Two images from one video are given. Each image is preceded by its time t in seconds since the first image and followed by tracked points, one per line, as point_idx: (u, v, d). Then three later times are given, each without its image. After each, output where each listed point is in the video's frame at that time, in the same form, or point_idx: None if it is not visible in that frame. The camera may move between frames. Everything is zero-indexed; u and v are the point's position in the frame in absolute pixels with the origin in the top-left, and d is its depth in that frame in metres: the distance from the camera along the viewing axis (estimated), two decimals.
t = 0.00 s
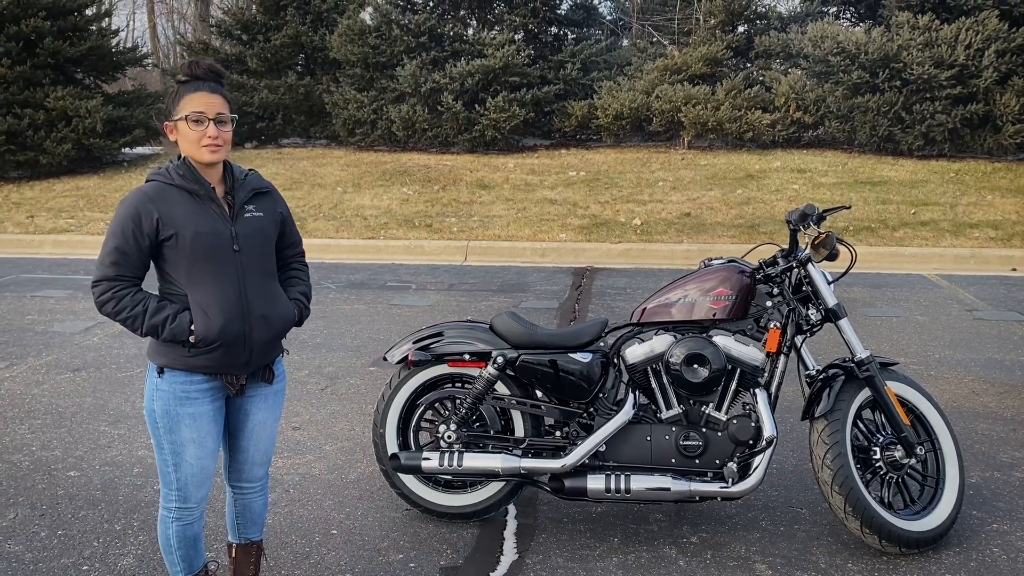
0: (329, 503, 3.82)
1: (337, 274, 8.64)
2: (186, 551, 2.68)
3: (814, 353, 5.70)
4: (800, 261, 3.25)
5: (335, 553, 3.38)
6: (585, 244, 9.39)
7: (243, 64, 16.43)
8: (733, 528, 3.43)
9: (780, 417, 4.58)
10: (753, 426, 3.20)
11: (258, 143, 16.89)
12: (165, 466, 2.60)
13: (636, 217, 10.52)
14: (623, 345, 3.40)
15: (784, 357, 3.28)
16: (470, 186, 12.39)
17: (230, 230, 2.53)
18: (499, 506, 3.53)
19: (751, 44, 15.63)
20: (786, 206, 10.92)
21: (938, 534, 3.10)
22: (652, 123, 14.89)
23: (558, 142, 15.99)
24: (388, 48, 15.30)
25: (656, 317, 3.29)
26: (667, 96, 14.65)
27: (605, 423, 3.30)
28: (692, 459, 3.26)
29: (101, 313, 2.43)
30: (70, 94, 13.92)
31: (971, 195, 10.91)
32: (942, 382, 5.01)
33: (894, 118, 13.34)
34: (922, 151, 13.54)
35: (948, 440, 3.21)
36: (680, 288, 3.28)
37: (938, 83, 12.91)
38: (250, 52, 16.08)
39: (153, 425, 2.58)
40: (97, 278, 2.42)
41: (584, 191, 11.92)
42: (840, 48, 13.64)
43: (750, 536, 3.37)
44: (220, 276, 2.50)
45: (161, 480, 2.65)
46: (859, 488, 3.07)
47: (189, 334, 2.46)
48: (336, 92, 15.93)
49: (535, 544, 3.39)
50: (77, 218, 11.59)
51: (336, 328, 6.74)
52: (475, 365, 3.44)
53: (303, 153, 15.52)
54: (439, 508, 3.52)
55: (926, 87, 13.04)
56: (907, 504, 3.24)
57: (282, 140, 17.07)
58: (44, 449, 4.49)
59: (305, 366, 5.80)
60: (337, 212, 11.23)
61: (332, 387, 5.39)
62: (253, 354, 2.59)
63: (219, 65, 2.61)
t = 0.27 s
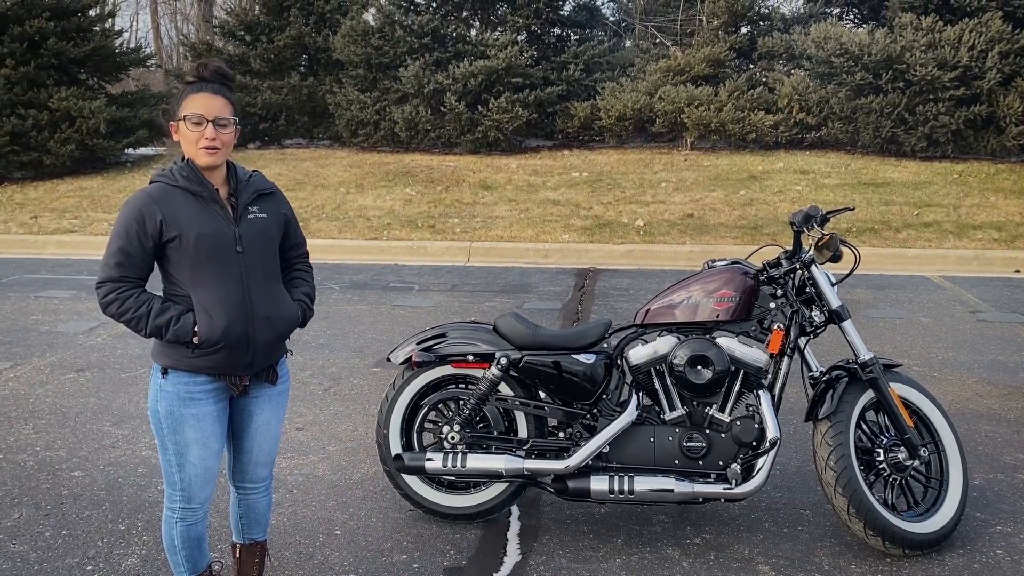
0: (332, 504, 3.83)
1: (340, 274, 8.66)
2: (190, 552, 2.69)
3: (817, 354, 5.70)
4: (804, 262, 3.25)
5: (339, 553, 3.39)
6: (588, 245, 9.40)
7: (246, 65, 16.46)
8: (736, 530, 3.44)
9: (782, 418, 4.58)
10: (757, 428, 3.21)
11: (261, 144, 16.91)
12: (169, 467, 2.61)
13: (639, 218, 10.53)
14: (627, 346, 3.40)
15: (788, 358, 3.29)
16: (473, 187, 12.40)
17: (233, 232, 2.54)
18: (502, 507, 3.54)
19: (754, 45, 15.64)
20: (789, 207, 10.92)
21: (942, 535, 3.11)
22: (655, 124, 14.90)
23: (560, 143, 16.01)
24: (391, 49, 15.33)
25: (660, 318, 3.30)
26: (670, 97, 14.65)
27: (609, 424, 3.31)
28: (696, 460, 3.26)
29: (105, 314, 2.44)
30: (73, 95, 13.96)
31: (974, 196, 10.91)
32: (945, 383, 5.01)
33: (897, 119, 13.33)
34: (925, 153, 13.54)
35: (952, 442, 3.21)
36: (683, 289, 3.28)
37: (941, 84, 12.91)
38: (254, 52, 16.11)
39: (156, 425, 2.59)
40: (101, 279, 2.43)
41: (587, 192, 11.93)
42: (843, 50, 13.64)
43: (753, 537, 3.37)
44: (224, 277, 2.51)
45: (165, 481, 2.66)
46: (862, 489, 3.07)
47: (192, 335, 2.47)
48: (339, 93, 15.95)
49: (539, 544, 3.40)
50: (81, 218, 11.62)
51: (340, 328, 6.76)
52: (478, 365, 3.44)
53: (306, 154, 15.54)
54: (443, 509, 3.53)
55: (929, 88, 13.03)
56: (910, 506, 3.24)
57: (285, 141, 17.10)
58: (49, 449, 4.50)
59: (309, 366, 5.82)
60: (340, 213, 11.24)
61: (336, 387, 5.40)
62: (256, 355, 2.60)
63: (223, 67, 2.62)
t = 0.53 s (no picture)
0: (334, 503, 3.84)
1: (341, 274, 8.67)
2: (192, 551, 2.70)
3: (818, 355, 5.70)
4: (806, 262, 3.26)
5: (341, 553, 3.39)
6: (589, 245, 9.40)
7: (247, 65, 16.46)
8: (738, 529, 3.44)
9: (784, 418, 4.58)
10: (759, 428, 3.21)
11: (262, 144, 16.92)
12: (171, 466, 2.61)
13: (640, 217, 10.54)
14: (629, 346, 3.41)
15: (790, 358, 3.29)
16: (474, 187, 12.40)
17: (235, 231, 2.55)
18: (504, 507, 3.54)
19: (755, 45, 15.64)
20: (790, 208, 10.92)
21: (944, 535, 3.11)
22: (656, 124, 14.89)
23: (562, 143, 16.01)
24: (393, 49, 15.34)
25: (662, 318, 3.31)
26: (671, 98, 14.64)
27: (611, 423, 3.31)
28: (698, 460, 3.26)
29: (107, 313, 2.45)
30: (75, 95, 13.97)
31: (975, 196, 10.91)
32: (947, 384, 5.02)
33: (899, 120, 13.33)
34: (926, 153, 13.53)
35: (954, 442, 3.21)
36: (685, 289, 3.29)
37: (943, 85, 12.89)
38: (255, 52, 16.12)
39: (159, 424, 2.60)
40: (103, 278, 2.44)
41: (588, 192, 11.93)
42: (845, 50, 13.63)
43: (755, 537, 3.37)
44: (225, 276, 2.52)
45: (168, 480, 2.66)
46: (864, 489, 3.08)
47: (194, 333, 2.47)
48: (340, 93, 15.96)
49: (541, 544, 3.41)
50: (82, 218, 11.62)
51: (342, 328, 6.77)
52: (480, 365, 3.44)
53: (307, 153, 15.55)
54: (445, 509, 3.54)
55: (931, 88, 13.02)
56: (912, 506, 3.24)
57: (287, 141, 17.10)
58: (51, 448, 4.51)
59: (310, 366, 5.83)
60: (342, 213, 11.25)
61: (337, 387, 5.41)
62: (258, 354, 2.61)
63: (226, 67, 2.63)
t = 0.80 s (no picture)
0: (335, 502, 3.84)
1: (341, 274, 8.66)
2: (193, 550, 2.70)
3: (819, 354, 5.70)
4: (807, 262, 3.26)
5: (341, 552, 3.39)
6: (590, 245, 9.40)
7: (247, 64, 16.45)
8: (739, 529, 3.44)
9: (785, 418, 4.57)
10: (759, 427, 3.21)
11: (262, 143, 16.91)
12: (172, 466, 2.61)
13: (640, 217, 10.54)
14: (629, 346, 3.41)
15: (790, 357, 3.29)
16: (474, 187, 12.40)
17: (235, 229, 2.55)
18: (505, 506, 3.54)
19: (755, 45, 15.64)
20: (790, 207, 10.92)
21: (945, 534, 3.11)
22: (656, 124, 14.89)
23: (562, 143, 16.01)
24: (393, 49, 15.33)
25: (662, 318, 3.31)
26: (671, 97, 14.64)
27: (612, 423, 3.31)
28: (699, 459, 3.26)
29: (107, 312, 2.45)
30: (75, 95, 13.96)
31: (975, 196, 10.91)
32: (947, 383, 5.02)
33: (899, 120, 13.34)
34: (927, 153, 13.54)
35: (955, 442, 3.21)
36: (686, 289, 3.29)
37: (943, 84, 12.89)
38: (255, 52, 16.11)
39: (160, 423, 2.59)
40: (104, 278, 2.43)
41: (588, 191, 11.93)
42: (845, 50, 13.63)
43: (756, 537, 3.37)
44: (226, 274, 2.52)
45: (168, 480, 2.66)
46: (865, 488, 3.08)
47: (196, 332, 2.47)
48: (340, 92, 15.96)
49: (541, 543, 3.41)
50: (82, 218, 11.62)
51: (342, 327, 6.77)
52: (481, 364, 3.45)
53: (307, 153, 15.54)
54: (445, 508, 3.54)
55: (931, 88, 13.02)
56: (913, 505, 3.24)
57: (287, 140, 17.09)
58: (51, 447, 4.51)
59: (311, 365, 5.83)
60: (342, 213, 11.25)
61: (338, 386, 5.41)
62: (259, 353, 2.61)
63: (226, 66, 2.63)
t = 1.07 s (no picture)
0: (334, 502, 3.84)
1: (340, 273, 8.66)
2: (192, 550, 2.70)
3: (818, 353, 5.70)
4: (806, 261, 3.25)
5: (340, 551, 3.39)
6: (589, 244, 9.39)
7: (246, 64, 16.44)
8: (739, 528, 3.44)
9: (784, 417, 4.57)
10: (758, 426, 3.21)
11: (261, 143, 16.90)
12: (172, 465, 2.61)
13: (639, 217, 10.55)
14: (628, 345, 3.40)
15: (790, 357, 3.29)
16: (473, 186, 12.40)
17: (234, 228, 2.55)
18: (504, 506, 3.54)
19: (754, 45, 15.65)
20: (790, 207, 10.92)
21: (944, 534, 3.11)
22: (656, 124, 14.89)
23: (561, 143, 16.01)
24: (392, 48, 15.33)
25: (662, 317, 3.30)
26: (670, 97, 14.64)
27: (611, 422, 3.31)
28: (698, 459, 3.27)
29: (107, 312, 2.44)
30: (74, 94, 13.95)
31: (974, 196, 10.92)
32: (947, 383, 5.02)
33: (897, 119, 13.35)
34: (926, 153, 13.56)
35: (954, 441, 3.21)
36: (685, 288, 3.29)
37: (942, 84, 12.90)
38: (254, 52, 16.11)
39: (160, 423, 2.59)
40: (103, 278, 2.42)
41: (587, 191, 11.93)
42: (844, 49, 13.64)
43: (755, 536, 3.37)
44: (227, 273, 2.52)
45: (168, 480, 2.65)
46: (864, 488, 3.08)
47: (197, 332, 2.47)
48: (339, 92, 15.95)
49: (541, 543, 3.40)
50: (81, 217, 11.61)
51: (341, 327, 6.76)
52: (480, 364, 3.44)
53: (307, 153, 15.53)
54: (444, 507, 3.54)
55: (930, 88, 13.03)
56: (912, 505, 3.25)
57: (286, 140, 17.09)
58: (50, 447, 4.50)
59: (309, 365, 5.82)
60: (341, 212, 11.24)
61: (337, 386, 5.40)
62: (260, 352, 2.61)
63: (225, 65, 2.63)
